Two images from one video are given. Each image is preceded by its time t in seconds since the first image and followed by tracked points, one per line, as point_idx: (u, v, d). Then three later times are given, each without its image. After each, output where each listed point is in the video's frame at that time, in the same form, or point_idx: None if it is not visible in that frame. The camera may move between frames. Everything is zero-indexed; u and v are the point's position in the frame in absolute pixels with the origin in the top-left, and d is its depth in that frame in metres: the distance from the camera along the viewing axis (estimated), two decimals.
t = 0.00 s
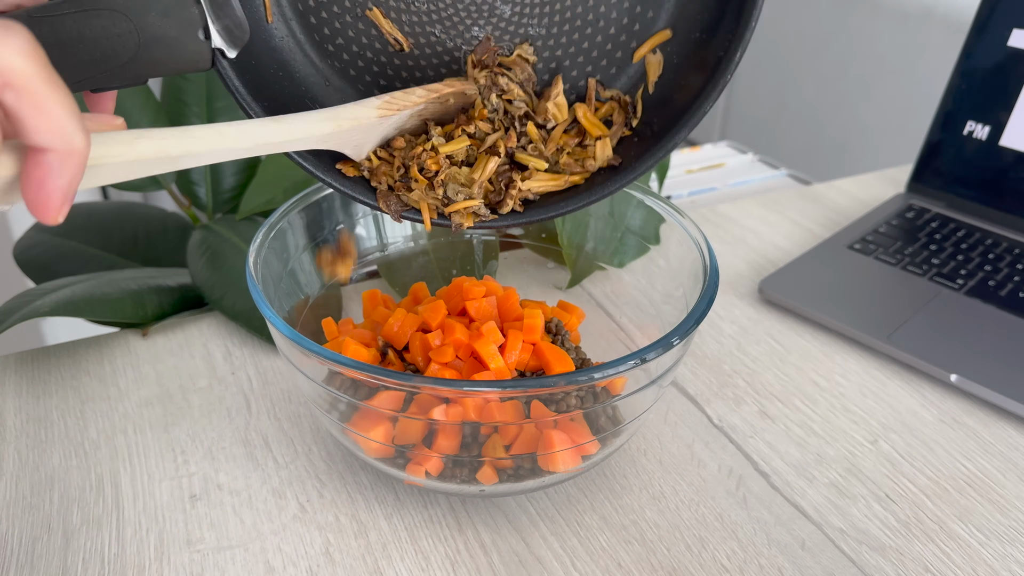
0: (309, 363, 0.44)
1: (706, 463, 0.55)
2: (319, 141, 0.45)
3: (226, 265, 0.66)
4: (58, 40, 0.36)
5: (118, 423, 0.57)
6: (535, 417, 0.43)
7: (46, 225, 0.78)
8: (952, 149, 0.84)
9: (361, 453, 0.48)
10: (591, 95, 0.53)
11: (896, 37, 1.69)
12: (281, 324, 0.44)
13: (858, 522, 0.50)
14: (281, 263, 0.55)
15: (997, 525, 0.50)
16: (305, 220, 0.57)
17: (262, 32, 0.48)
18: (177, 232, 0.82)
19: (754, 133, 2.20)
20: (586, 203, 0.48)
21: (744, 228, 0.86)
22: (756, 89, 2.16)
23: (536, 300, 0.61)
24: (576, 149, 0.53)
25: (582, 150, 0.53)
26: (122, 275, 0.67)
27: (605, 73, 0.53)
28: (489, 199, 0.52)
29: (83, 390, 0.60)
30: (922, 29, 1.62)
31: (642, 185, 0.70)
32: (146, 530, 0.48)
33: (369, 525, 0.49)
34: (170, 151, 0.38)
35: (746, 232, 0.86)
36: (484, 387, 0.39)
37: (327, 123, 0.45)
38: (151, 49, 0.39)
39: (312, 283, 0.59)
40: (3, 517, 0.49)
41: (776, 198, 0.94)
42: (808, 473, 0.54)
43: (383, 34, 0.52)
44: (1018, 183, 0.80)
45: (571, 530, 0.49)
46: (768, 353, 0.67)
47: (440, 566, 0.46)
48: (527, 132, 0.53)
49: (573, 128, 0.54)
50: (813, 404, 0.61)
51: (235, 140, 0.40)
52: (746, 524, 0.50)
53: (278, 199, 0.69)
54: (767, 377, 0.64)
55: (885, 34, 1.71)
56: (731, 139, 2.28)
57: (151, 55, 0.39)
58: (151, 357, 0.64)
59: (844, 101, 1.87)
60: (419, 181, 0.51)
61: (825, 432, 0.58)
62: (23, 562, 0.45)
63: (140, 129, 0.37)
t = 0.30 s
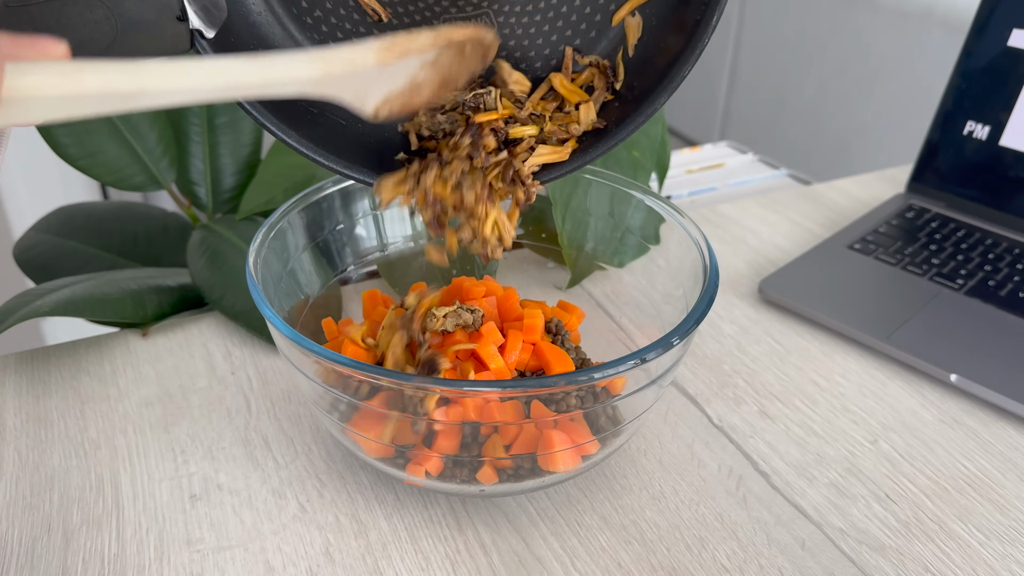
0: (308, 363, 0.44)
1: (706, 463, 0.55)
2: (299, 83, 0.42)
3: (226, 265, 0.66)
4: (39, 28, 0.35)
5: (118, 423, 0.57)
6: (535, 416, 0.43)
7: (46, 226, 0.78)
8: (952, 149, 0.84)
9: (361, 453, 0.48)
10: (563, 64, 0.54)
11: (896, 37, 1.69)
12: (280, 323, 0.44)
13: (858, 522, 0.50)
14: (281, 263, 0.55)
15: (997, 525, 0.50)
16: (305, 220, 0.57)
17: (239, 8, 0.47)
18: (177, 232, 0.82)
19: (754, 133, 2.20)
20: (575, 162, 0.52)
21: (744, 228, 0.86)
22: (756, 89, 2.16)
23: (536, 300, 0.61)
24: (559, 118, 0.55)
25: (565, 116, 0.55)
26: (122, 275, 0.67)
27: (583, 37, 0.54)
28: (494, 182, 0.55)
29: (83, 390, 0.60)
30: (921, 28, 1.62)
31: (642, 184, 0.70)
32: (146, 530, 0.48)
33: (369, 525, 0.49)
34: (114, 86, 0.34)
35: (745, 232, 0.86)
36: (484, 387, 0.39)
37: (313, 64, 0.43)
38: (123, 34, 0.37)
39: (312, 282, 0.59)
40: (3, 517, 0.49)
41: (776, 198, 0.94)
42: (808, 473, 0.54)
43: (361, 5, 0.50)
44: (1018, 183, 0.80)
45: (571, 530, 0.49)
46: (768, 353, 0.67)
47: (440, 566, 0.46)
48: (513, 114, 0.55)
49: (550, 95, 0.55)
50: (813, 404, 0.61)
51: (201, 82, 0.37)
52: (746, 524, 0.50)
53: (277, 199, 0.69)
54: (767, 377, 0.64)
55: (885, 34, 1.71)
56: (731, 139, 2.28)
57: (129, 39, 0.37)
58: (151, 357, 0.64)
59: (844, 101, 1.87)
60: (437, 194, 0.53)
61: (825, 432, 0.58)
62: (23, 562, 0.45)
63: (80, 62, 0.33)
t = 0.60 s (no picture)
0: (308, 363, 0.44)
1: (706, 463, 0.55)
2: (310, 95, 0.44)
3: (226, 265, 0.66)
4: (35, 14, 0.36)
5: (118, 423, 0.57)
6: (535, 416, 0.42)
7: (46, 226, 0.78)
8: (952, 149, 0.84)
9: (362, 453, 0.48)
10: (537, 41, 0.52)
11: (896, 37, 1.69)
12: (280, 324, 0.44)
13: (858, 522, 0.50)
14: (281, 263, 0.55)
15: (997, 525, 0.50)
16: (305, 220, 0.57)
17: None
18: (177, 232, 0.82)
19: (754, 133, 2.20)
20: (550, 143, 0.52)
21: (744, 228, 0.86)
22: (756, 89, 2.16)
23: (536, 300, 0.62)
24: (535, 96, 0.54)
25: (541, 94, 0.54)
26: (122, 275, 0.67)
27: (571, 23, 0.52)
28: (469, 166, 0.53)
29: (83, 390, 0.60)
30: (921, 28, 1.62)
31: (642, 184, 0.70)
32: (146, 530, 0.48)
33: (369, 525, 0.49)
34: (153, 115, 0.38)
35: (745, 232, 0.86)
36: (484, 387, 0.39)
37: (322, 84, 0.45)
38: (93, 24, 0.36)
39: (312, 282, 0.59)
40: (3, 517, 0.49)
41: (776, 198, 0.94)
42: (808, 473, 0.54)
43: None
44: (1017, 183, 0.80)
45: (571, 530, 0.49)
46: (768, 353, 0.67)
47: (440, 566, 0.46)
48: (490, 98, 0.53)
49: (526, 73, 0.54)
50: (813, 403, 0.61)
51: (229, 103, 0.40)
52: (746, 524, 0.50)
53: (278, 199, 0.69)
54: (767, 377, 0.64)
55: (885, 34, 1.71)
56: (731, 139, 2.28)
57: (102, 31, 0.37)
58: (151, 357, 0.64)
59: (844, 101, 1.87)
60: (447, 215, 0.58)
61: (825, 432, 0.58)
62: (23, 562, 0.45)
63: (124, 100, 0.37)
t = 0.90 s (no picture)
0: (308, 363, 0.44)
1: (706, 463, 0.55)
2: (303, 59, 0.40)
3: (226, 266, 0.66)
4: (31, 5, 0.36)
5: (118, 423, 0.57)
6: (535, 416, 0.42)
7: (46, 226, 0.78)
8: (952, 149, 0.84)
9: (362, 453, 0.48)
10: (503, 56, 0.51)
11: (896, 37, 1.69)
12: (280, 323, 0.44)
13: (858, 522, 0.50)
14: (281, 263, 0.55)
15: (997, 525, 0.50)
16: (305, 220, 0.57)
17: None
18: (176, 232, 0.82)
19: (754, 133, 2.20)
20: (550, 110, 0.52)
21: (744, 228, 0.86)
22: (756, 89, 2.16)
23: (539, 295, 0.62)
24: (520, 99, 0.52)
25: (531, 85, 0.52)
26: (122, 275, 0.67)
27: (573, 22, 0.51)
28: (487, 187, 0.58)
29: (83, 390, 0.60)
30: (921, 29, 1.62)
31: (642, 184, 0.70)
32: (146, 530, 0.48)
33: (369, 525, 0.49)
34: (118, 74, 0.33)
35: (745, 232, 0.86)
36: (484, 387, 0.39)
37: (326, 55, 0.40)
38: (94, 6, 0.37)
39: (312, 282, 0.59)
40: (3, 517, 0.49)
41: (776, 198, 0.94)
42: (808, 473, 0.54)
43: None
44: (1017, 183, 0.80)
45: (571, 530, 0.49)
46: (768, 353, 0.67)
47: (440, 566, 0.46)
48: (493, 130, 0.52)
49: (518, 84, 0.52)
50: (813, 404, 0.61)
51: (201, 70, 0.36)
52: (746, 524, 0.50)
53: (278, 199, 0.69)
54: (767, 377, 0.64)
55: (885, 34, 1.71)
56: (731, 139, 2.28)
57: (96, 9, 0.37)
58: (151, 356, 0.64)
59: (844, 101, 1.87)
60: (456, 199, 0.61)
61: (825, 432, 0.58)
62: (23, 562, 0.45)
63: (82, 58, 0.32)
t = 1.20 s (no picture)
0: (308, 363, 0.44)
1: (706, 463, 0.55)
2: None
3: (227, 266, 0.66)
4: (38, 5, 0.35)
5: (118, 423, 0.57)
6: (535, 416, 0.42)
7: (46, 226, 0.78)
8: (953, 149, 0.84)
9: (363, 453, 0.48)
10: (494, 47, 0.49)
11: (896, 37, 1.69)
12: (280, 323, 0.44)
13: (858, 522, 0.50)
14: (281, 264, 0.55)
15: (998, 525, 0.50)
16: (305, 220, 0.57)
17: None
18: (176, 232, 0.82)
19: (754, 133, 2.20)
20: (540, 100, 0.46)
21: (744, 229, 0.86)
22: (756, 89, 2.16)
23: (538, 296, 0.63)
24: (473, 97, 0.47)
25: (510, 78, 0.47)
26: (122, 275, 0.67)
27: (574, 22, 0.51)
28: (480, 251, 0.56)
29: (83, 390, 0.60)
30: (922, 29, 1.62)
31: (642, 184, 0.70)
32: (146, 530, 0.48)
33: (369, 525, 0.49)
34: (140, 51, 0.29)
35: (746, 232, 0.86)
36: (484, 387, 0.39)
37: None
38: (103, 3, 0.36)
39: (312, 282, 0.59)
40: (2, 517, 0.49)
41: (776, 198, 0.94)
42: (808, 473, 0.54)
43: None
44: (1018, 183, 0.80)
45: (571, 530, 0.49)
46: (768, 353, 0.67)
47: (440, 566, 0.46)
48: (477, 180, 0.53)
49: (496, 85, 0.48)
50: (813, 404, 0.61)
51: None
52: (746, 524, 0.50)
53: (278, 199, 0.70)
54: (767, 377, 0.64)
55: (885, 34, 1.71)
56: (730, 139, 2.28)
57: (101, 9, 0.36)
58: (151, 356, 0.64)
59: (844, 101, 1.87)
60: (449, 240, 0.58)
61: (825, 432, 0.58)
62: (23, 562, 0.45)
63: None
